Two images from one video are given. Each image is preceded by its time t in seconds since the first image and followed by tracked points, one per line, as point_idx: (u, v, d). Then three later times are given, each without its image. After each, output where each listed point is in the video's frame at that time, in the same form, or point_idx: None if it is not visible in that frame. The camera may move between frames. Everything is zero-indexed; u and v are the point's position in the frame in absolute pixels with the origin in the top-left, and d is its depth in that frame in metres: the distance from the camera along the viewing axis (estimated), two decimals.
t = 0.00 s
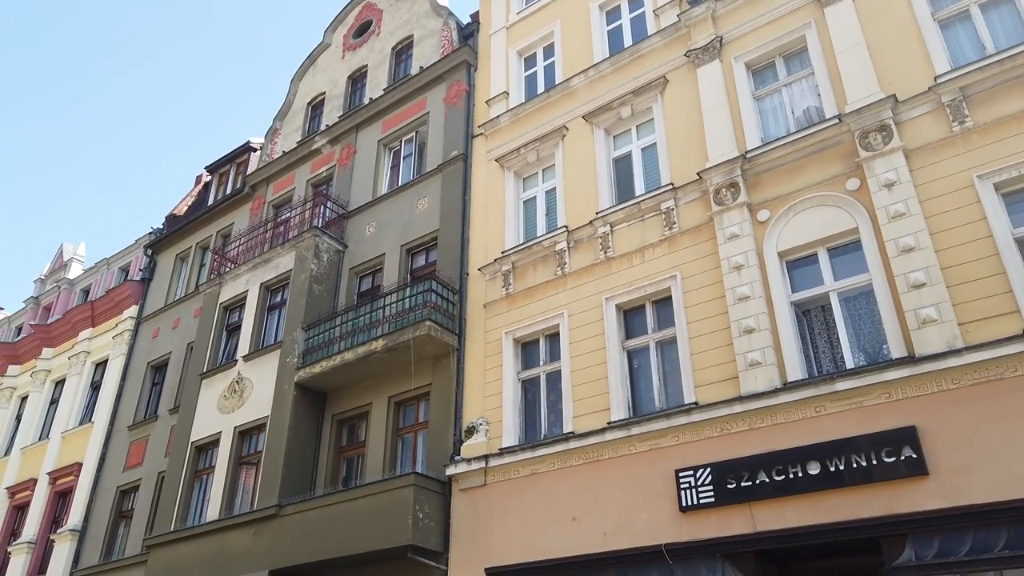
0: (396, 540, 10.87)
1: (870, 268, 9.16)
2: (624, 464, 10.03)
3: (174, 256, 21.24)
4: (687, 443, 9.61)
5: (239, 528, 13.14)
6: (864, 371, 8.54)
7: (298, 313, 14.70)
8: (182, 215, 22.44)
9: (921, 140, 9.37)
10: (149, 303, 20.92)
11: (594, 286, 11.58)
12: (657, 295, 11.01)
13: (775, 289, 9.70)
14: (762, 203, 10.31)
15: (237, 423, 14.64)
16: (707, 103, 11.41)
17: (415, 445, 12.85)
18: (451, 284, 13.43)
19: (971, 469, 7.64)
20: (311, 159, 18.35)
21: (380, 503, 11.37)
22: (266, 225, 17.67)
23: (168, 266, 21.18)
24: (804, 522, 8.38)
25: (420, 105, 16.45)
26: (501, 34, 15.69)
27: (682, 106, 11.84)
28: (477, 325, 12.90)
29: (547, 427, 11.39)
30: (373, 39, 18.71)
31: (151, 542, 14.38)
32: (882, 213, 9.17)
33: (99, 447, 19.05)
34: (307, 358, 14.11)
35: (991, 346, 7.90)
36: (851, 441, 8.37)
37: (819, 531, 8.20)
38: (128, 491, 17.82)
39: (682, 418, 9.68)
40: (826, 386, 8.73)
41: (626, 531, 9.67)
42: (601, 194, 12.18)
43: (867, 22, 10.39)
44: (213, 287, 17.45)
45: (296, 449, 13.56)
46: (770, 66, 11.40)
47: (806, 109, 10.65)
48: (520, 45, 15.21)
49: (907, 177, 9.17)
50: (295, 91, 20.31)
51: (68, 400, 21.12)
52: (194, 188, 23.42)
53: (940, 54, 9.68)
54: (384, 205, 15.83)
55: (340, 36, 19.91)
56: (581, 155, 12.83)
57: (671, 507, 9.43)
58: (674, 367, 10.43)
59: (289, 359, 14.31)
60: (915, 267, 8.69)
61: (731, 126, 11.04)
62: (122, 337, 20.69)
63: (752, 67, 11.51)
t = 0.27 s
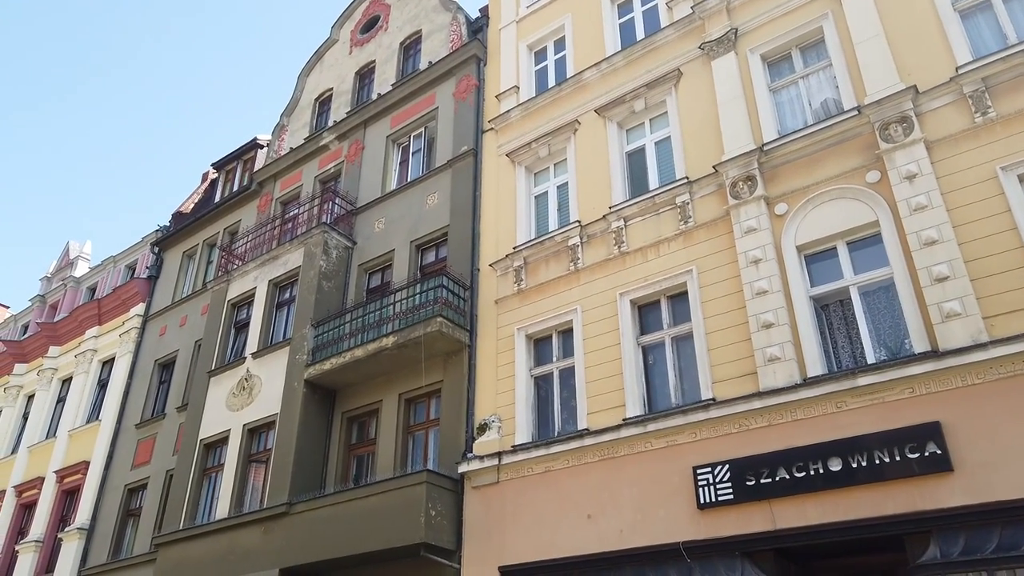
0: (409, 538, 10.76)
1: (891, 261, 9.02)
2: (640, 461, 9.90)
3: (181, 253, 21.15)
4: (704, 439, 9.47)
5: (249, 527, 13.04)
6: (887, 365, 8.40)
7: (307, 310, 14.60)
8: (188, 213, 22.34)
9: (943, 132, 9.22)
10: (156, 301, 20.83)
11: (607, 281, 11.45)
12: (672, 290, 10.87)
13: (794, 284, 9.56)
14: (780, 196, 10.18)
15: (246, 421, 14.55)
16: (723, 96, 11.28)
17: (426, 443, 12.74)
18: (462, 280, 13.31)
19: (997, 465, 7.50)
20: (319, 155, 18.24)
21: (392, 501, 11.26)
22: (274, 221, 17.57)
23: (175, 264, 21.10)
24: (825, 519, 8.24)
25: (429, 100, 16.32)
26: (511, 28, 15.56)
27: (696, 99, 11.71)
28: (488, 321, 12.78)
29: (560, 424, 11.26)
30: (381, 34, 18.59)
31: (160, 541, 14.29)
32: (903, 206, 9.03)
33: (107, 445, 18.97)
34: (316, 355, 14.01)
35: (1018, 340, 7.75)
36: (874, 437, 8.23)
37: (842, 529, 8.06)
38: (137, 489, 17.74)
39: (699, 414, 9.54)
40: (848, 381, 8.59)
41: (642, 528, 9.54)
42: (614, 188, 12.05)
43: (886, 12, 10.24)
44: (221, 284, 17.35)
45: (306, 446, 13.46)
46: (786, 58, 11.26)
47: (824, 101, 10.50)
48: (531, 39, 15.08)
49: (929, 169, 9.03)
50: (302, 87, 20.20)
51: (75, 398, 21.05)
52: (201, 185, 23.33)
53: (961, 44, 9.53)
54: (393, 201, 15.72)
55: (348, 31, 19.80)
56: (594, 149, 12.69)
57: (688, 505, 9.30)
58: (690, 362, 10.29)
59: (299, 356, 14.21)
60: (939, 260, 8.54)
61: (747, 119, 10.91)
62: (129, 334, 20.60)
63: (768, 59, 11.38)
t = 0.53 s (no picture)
0: (421, 531, 10.68)
1: (911, 250, 8.88)
2: (655, 453, 9.79)
3: (187, 247, 21.08)
4: (720, 432, 9.36)
5: (258, 521, 12.97)
6: (907, 356, 8.27)
7: (316, 303, 14.52)
8: (194, 207, 22.24)
9: (963, 118, 9.08)
10: (162, 296, 20.76)
11: (620, 272, 11.32)
12: (686, 281, 10.74)
13: (811, 273, 9.43)
14: (796, 185, 10.04)
15: (254, 415, 14.47)
16: (737, 85, 11.15)
17: (436, 436, 12.65)
18: (472, 272, 13.20)
19: (1021, 456, 7.37)
20: (326, 148, 18.14)
21: (403, 494, 11.16)
22: (281, 215, 17.48)
23: (181, 258, 21.02)
24: (845, 511, 8.12)
25: (437, 92, 16.20)
26: (519, 19, 15.42)
27: (709, 88, 11.57)
28: (499, 313, 12.67)
29: (573, 417, 11.15)
30: (387, 26, 18.47)
31: (168, 535, 14.23)
32: (923, 194, 8.90)
33: (114, 440, 18.92)
34: (325, 349, 13.93)
35: None
36: (895, 428, 8.11)
37: (862, 522, 7.95)
38: (144, 484, 17.69)
39: (715, 406, 9.42)
40: (868, 371, 8.47)
41: (658, 521, 9.43)
42: (626, 179, 11.92)
43: None
44: (228, 278, 17.26)
45: (315, 440, 13.39)
46: (801, 46, 11.12)
47: (840, 89, 10.36)
48: (540, 29, 14.94)
49: (949, 157, 8.90)
50: (308, 80, 20.09)
51: (82, 393, 21.00)
52: (206, 180, 23.24)
53: (981, 30, 9.38)
54: (401, 194, 15.61)
55: (354, 24, 19.67)
56: (605, 139, 12.56)
57: (705, 498, 9.19)
58: (705, 354, 10.17)
59: (308, 350, 14.13)
60: (960, 249, 8.41)
61: (762, 108, 10.78)
62: (136, 329, 20.54)
63: (782, 47, 11.24)
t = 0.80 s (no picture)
0: (434, 528, 10.57)
1: (932, 241, 8.73)
2: (672, 449, 9.66)
3: (194, 245, 20.98)
4: (738, 426, 9.22)
5: (268, 518, 12.87)
6: (931, 348, 8.12)
7: (325, 299, 14.42)
8: (200, 204, 22.13)
9: (985, 107, 8.92)
10: (169, 293, 20.67)
11: (633, 266, 11.18)
12: (702, 275, 10.59)
13: (830, 266, 9.28)
14: (813, 177, 9.90)
15: (263, 412, 14.37)
16: (752, 76, 11.00)
17: (447, 433, 12.55)
18: (482, 267, 13.06)
19: None
20: (333, 144, 18.02)
21: (415, 491, 11.05)
22: (288, 211, 17.37)
23: (188, 256, 20.92)
24: (868, 507, 7.98)
25: (445, 86, 16.07)
26: (529, 11, 15.27)
27: (724, 80, 11.43)
28: (510, 308, 12.53)
29: (586, 412, 11.02)
30: (395, 20, 18.34)
31: (177, 533, 14.14)
32: (945, 184, 8.75)
33: (121, 439, 18.83)
34: (335, 345, 13.83)
35: None
36: (919, 422, 7.96)
37: (885, 517, 7.80)
38: (152, 482, 17.60)
39: (733, 401, 9.28)
40: (890, 364, 8.32)
41: (675, 518, 9.29)
42: (639, 171, 11.78)
43: None
44: (235, 275, 17.15)
45: (325, 437, 13.28)
46: (817, 36, 10.96)
47: (858, 79, 10.21)
48: (549, 22, 14.80)
49: (971, 146, 8.74)
50: (315, 76, 19.98)
51: (89, 391, 20.91)
52: (212, 177, 23.14)
53: (1003, 17, 9.21)
54: (410, 189, 15.48)
55: (361, 19, 19.55)
56: (617, 132, 12.42)
57: (722, 494, 9.04)
58: (721, 348, 10.03)
59: (317, 346, 14.02)
60: (983, 239, 8.26)
61: (778, 98, 10.63)
62: (142, 327, 20.45)
63: (798, 38, 11.08)
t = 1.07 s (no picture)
0: (446, 526, 10.46)
1: (953, 234, 8.60)
2: (687, 445, 9.53)
3: (200, 242, 20.91)
4: (756, 422, 9.09)
5: (277, 516, 12.78)
6: (953, 342, 7.99)
7: (333, 296, 14.32)
8: (207, 202, 22.05)
9: (1006, 97, 8.78)
10: (176, 291, 20.60)
11: (646, 261, 11.06)
12: (716, 270, 10.46)
13: (848, 259, 9.15)
14: (830, 169, 9.77)
15: (272, 409, 14.28)
16: (767, 68, 10.87)
17: (458, 430, 12.45)
18: (492, 262, 12.95)
19: None
20: (341, 140, 17.92)
21: (427, 488, 10.95)
22: (295, 208, 17.28)
23: (195, 253, 20.85)
24: (889, 504, 7.85)
25: (454, 81, 15.95)
26: (538, 5, 15.15)
27: (737, 72, 11.30)
28: (521, 304, 12.42)
29: (599, 409, 10.90)
30: (402, 16, 18.23)
31: (186, 531, 14.06)
32: (966, 175, 8.62)
33: (128, 437, 18.76)
34: (343, 342, 13.73)
35: None
36: (941, 417, 7.83)
37: (908, 514, 7.67)
38: (160, 481, 17.53)
39: (750, 396, 9.15)
40: (911, 359, 8.19)
41: (691, 515, 9.17)
42: (652, 165, 11.65)
43: None
44: (243, 272, 17.07)
45: (334, 434, 13.19)
46: (832, 27, 10.83)
47: (875, 70, 10.08)
48: (559, 16, 14.67)
49: (993, 136, 8.61)
50: (322, 72, 19.88)
51: (95, 389, 20.85)
52: (219, 174, 23.05)
53: None
54: (418, 184, 15.38)
55: (367, 15, 19.45)
56: (629, 125, 12.29)
57: (740, 490, 8.92)
58: (737, 343, 9.90)
59: (326, 343, 13.93)
60: (1006, 231, 8.13)
61: (793, 91, 10.50)
62: (149, 325, 20.38)
63: (813, 29, 10.95)
